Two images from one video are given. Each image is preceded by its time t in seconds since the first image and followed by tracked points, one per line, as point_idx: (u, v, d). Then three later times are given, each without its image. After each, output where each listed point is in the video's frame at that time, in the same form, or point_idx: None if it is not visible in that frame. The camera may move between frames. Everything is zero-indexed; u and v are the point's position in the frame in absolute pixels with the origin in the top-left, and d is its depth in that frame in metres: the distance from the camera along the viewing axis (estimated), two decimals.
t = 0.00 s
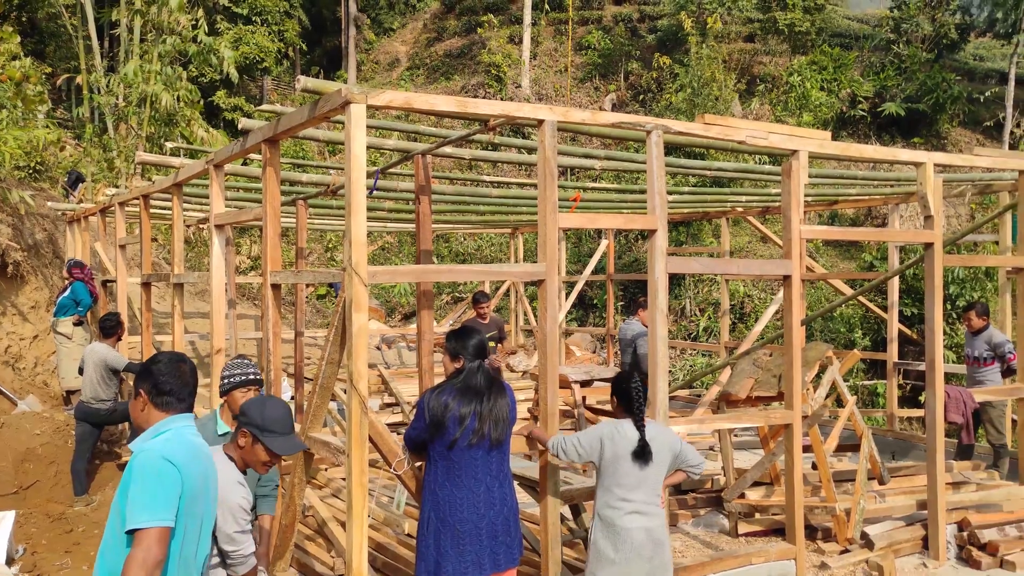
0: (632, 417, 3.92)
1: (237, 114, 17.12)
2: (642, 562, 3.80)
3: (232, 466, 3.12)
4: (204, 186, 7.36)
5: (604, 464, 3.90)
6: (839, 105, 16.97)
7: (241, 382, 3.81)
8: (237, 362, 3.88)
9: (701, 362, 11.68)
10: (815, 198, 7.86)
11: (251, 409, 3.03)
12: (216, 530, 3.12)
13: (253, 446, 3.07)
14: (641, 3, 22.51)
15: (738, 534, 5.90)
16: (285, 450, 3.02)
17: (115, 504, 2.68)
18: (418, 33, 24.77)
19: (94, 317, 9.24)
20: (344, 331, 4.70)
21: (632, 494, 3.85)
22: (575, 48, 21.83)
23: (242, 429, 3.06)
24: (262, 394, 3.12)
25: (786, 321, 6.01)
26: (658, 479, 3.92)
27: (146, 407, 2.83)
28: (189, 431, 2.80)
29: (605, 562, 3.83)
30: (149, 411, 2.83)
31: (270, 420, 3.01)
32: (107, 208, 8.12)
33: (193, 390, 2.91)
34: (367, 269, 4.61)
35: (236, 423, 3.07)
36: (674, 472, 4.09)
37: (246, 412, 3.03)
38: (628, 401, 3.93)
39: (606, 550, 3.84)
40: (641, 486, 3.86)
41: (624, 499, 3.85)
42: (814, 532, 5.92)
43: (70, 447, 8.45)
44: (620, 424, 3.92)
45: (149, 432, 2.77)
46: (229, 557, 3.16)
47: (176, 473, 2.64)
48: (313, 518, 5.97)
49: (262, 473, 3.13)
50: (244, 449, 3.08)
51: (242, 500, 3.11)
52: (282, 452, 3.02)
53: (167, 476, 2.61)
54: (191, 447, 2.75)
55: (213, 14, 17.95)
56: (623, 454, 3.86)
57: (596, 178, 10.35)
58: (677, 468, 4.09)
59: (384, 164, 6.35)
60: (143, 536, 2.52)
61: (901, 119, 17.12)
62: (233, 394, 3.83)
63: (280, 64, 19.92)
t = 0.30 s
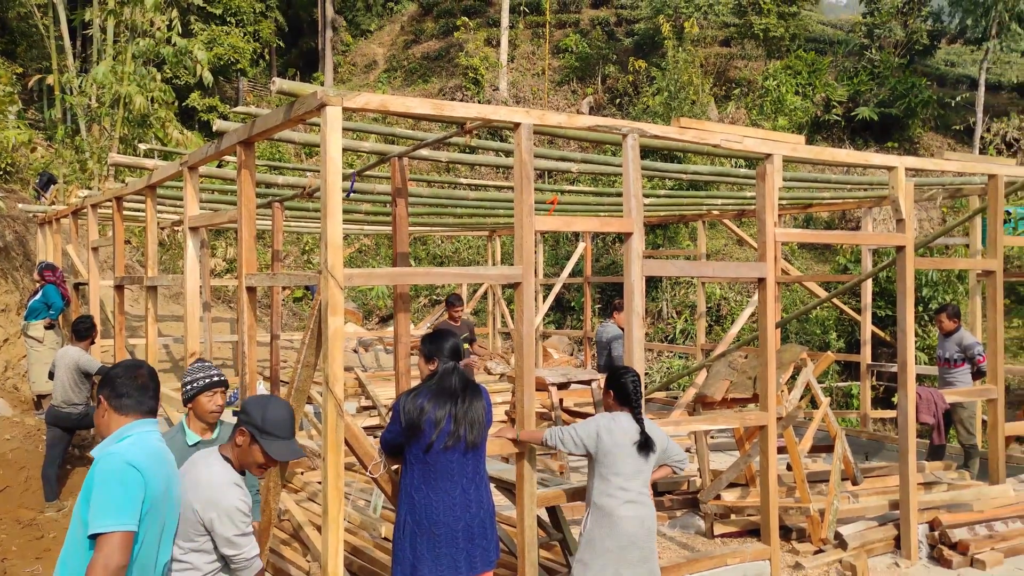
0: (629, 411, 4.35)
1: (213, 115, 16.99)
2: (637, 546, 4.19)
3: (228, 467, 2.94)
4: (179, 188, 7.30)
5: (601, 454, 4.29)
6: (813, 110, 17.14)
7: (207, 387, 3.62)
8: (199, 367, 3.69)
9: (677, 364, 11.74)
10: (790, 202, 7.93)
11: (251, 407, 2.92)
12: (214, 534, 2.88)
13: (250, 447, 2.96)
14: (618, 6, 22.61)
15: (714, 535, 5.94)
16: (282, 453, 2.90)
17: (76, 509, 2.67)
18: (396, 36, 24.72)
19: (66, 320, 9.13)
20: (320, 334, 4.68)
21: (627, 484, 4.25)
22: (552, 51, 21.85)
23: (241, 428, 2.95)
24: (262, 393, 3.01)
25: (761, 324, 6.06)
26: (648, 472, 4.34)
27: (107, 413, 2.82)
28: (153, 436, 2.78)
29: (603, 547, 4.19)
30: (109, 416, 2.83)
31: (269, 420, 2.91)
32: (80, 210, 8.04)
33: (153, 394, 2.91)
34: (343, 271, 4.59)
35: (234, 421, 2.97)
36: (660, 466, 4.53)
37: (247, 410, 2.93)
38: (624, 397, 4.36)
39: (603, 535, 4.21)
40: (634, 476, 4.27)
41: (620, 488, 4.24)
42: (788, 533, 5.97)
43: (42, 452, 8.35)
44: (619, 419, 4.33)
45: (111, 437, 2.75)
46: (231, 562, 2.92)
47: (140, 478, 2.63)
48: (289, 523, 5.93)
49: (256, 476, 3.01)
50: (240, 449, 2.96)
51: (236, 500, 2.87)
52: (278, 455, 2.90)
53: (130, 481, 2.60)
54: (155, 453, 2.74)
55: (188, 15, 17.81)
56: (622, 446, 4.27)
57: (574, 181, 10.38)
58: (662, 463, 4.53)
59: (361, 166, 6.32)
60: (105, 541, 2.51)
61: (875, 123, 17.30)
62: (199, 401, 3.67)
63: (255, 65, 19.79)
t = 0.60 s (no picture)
0: (606, 411, 4.36)
1: (190, 115, 16.85)
2: (621, 545, 4.24)
3: (269, 482, 2.75)
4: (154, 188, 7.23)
5: (581, 456, 4.29)
6: (790, 112, 17.30)
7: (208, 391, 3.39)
8: (196, 370, 3.45)
9: (656, 365, 11.79)
10: (767, 203, 7.98)
11: (295, 419, 2.74)
12: (258, 551, 2.69)
13: (294, 461, 2.78)
14: (596, 8, 22.68)
15: (692, 534, 5.97)
16: (334, 468, 2.74)
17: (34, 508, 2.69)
18: (374, 36, 24.65)
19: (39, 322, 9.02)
20: (298, 336, 4.65)
21: (610, 485, 4.27)
22: (531, 53, 21.89)
23: (284, 441, 2.76)
24: (308, 406, 2.82)
25: (739, 325, 6.10)
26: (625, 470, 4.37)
27: (67, 415, 2.83)
28: (113, 436, 2.79)
29: (588, 549, 4.23)
30: (69, 417, 2.84)
31: (317, 434, 2.73)
32: (54, 211, 7.95)
33: (114, 395, 2.91)
34: (321, 273, 4.56)
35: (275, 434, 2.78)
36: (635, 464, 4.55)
37: (291, 423, 2.74)
38: (600, 397, 4.36)
39: (587, 537, 4.25)
40: (615, 476, 4.30)
41: (603, 490, 4.26)
42: (766, 532, 6.01)
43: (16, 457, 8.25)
44: (597, 420, 4.33)
45: (71, 437, 2.76)
46: None
47: (92, 477, 2.63)
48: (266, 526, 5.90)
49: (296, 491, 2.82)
50: (282, 463, 2.77)
51: (284, 516, 2.69)
52: (330, 470, 2.74)
53: (81, 480, 2.60)
54: (113, 453, 2.74)
55: (163, 15, 17.65)
56: (601, 446, 4.28)
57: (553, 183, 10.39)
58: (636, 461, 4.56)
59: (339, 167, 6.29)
60: (55, 539, 2.52)
61: (851, 126, 17.44)
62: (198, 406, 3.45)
63: (232, 65, 19.66)
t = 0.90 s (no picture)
0: (584, 412, 4.36)
1: (165, 114, 16.69)
2: (597, 545, 4.26)
3: (312, 482, 2.56)
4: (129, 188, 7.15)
5: (559, 457, 4.30)
6: (767, 113, 17.43)
7: (235, 394, 3.38)
8: (227, 372, 3.45)
9: (635, 365, 11.83)
10: (745, 203, 8.03)
11: (344, 420, 2.54)
12: (303, 553, 2.51)
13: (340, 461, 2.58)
14: (575, 9, 22.73)
15: (671, 533, 5.99)
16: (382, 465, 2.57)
17: None
18: (352, 36, 24.56)
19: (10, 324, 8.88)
20: (275, 336, 4.62)
21: (587, 485, 4.29)
22: (510, 53, 21.88)
23: (330, 441, 2.56)
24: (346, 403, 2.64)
25: (717, 324, 6.13)
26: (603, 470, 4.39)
27: (24, 415, 2.93)
28: (67, 436, 2.88)
29: (565, 548, 4.24)
30: (26, 418, 2.94)
31: (369, 434, 2.54)
32: (26, 211, 7.84)
33: (68, 394, 3.01)
34: (298, 273, 4.53)
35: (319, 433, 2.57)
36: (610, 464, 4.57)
37: (339, 422, 2.54)
38: (578, 398, 4.36)
39: (564, 536, 4.25)
40: (591, 476, 4.31)
41: (581, 490, 4.28)
42: (743, 530, 6.04)
43: None
44: (575, 421, 4.34)
45: (26, 438, 2.86)
46: None
47: (35, 479, 2.72)
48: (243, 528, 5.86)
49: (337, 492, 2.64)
50: (326, 463, 2.57)
51: (332, 517, 2.52)
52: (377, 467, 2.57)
53: (24, 483, 2.70)
54: (65, 452, 2.83)
55: (138, 12, 17.45)
56: (580, 447, 4.29)
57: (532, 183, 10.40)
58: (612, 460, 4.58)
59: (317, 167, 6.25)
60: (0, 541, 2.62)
61: (827, 127, 17.55)
62: (223, 408, 3.44)
63: (208, 64, 19.47)
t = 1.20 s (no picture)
0: (564, 410, 4.37)
1: (140, 112, 16.53)
2: (578, 542, 4.26)
3: (334, 495, 2.46)
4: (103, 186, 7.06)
5: (539, 454, 4.29)
6: (745, 113, 17.55)
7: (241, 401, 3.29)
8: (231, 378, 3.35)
9: (614, 363, 11.86)
10: (723, 202, 8.05)
11: (364, 428, 2.45)
12: (325, 571, 2.37)
13: (361, 473, 2.49)
14: (553, 8, 22.75)
15: (649, 531, 6.02)
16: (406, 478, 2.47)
17: None
18: (330, 33, 24.43)
19: None
20: (251, 336, 4.59)
21: (568, 482, 4.30)
22: (489, 52, 21.86)
23: (350, 452, 2.48)
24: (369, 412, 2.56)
25: (694, 322, 6.16)
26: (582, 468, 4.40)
27: None
28: (16, 424, 3.30)
29: (547, 545, 4.22)
30: None
31: (389, 443, 2.46)
32: None
33: (16, 383, 3.40)
34: (275, 271, 4.50)
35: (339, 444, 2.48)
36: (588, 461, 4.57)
37: (359, 431, 2.45)
38: (558, 395, 4.36)
39: (545, 534, 4.24)
40: (570, 472, 4.32)
41: (562, 487, 4.28)
42: (721, 527, 6.07)
43: None
44: (555, 419, 4.34)
45: None
46: None
47: None
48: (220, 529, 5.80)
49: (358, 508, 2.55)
50: (348, 476, 2.49)
51: (355, 530, 2.40)
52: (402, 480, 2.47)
53: None
54: (9, 439, 3.25)
55: (112, 9, 17.26)
56: (560, 445, 4.29)
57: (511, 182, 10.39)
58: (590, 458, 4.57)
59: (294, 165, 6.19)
60: None
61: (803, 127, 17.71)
62: (229, 415, 3.35)
63: (184, 61, 19.29)
